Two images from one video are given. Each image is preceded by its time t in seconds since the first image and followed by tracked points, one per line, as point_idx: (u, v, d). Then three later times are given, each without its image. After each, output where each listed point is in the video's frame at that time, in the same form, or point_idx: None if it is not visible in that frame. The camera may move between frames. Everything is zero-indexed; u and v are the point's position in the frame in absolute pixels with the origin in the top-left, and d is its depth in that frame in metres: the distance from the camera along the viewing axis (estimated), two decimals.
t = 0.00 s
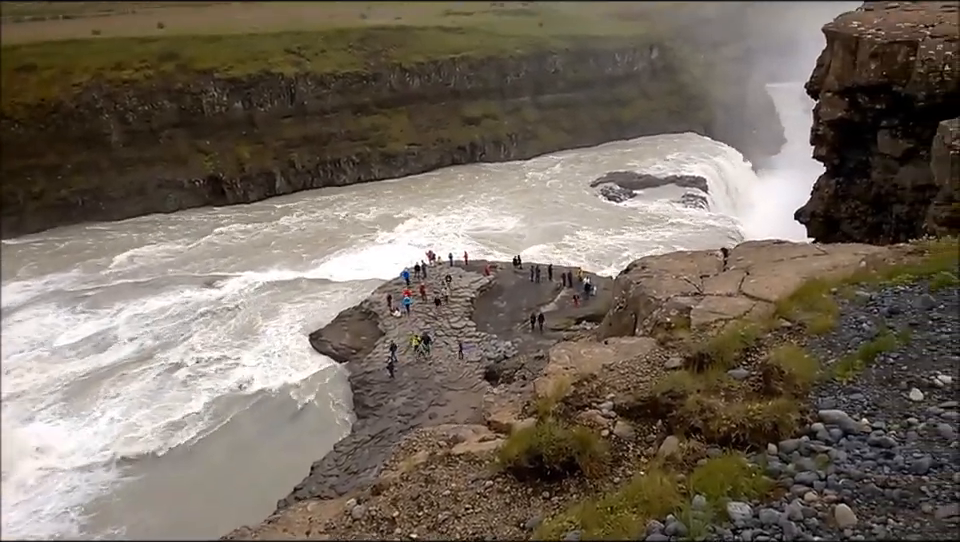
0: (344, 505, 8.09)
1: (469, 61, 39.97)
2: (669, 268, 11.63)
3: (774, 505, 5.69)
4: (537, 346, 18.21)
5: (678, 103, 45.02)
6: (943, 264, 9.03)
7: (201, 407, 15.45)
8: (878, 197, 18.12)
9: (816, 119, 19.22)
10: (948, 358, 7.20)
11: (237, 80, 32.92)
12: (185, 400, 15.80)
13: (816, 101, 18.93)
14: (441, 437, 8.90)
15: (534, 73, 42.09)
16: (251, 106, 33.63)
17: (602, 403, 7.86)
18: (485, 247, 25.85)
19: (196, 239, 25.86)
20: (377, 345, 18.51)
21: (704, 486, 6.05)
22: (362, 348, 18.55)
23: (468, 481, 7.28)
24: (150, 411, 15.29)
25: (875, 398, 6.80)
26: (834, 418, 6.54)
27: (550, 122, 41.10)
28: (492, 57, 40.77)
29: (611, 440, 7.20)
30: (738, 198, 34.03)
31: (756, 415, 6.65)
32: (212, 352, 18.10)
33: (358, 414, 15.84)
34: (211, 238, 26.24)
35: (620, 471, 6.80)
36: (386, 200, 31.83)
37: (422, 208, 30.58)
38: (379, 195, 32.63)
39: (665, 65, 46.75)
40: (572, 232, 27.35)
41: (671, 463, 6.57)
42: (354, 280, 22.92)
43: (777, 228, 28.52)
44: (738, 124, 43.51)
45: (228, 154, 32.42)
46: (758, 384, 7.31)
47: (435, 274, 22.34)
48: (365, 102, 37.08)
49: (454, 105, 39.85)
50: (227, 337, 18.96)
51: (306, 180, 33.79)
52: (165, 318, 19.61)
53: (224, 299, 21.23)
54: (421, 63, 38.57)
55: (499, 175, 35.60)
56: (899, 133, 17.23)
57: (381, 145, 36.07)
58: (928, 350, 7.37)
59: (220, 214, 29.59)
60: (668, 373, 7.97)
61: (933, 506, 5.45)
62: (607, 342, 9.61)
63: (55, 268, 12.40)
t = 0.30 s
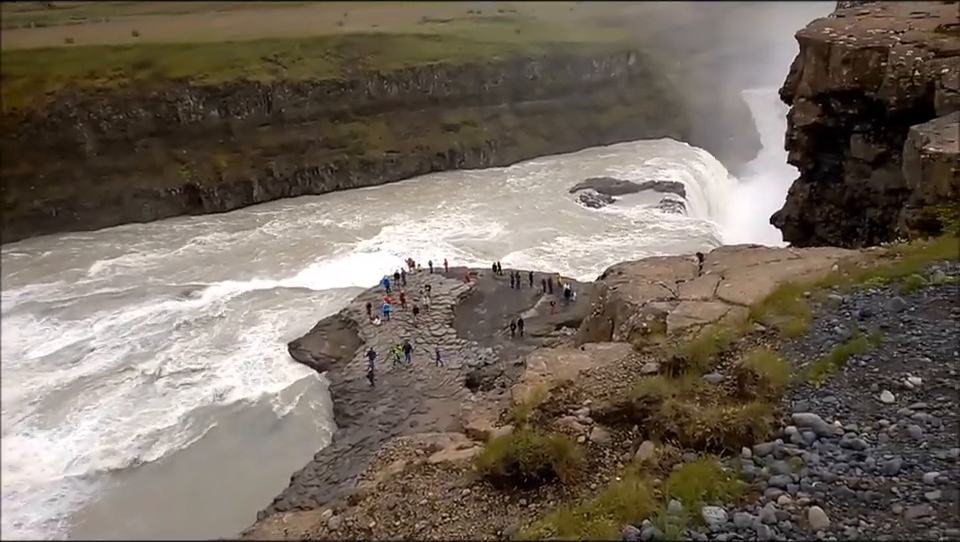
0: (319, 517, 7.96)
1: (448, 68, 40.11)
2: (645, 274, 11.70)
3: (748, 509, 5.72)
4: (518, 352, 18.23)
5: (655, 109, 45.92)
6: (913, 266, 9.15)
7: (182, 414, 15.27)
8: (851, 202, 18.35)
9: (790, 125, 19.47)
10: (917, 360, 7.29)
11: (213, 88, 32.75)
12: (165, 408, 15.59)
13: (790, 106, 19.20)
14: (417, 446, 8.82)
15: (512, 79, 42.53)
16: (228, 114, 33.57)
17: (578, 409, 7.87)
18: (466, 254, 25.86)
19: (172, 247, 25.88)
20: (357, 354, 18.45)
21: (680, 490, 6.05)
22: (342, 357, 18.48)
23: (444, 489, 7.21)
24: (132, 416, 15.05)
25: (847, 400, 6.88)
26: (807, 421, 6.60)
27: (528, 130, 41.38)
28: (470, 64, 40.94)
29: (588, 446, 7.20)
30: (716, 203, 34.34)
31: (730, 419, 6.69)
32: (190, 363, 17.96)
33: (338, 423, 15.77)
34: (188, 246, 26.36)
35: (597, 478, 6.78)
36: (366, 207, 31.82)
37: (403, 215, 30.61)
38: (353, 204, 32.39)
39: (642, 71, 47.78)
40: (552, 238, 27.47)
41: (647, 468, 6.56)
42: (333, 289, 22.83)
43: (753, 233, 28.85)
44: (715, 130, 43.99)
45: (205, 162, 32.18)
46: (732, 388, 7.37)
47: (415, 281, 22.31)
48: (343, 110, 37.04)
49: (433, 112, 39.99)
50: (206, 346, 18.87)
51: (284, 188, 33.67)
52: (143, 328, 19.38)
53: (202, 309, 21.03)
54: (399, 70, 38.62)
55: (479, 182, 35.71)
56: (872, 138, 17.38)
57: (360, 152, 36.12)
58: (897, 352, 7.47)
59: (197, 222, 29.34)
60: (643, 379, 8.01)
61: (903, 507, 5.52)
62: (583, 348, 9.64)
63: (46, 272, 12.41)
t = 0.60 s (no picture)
0: (292, 528, 7.90)
1: (424, 74, 40.16)
2: (619, 280, 11.79)
3: (717, 512, 5.81)
4: (496, 358, 18.26)
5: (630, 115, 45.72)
6: (879, 271, 9.34)
7: (152, 428, 15.12)
8: (819, 208, 18.65)
9: (761, 131, 19.79)
10: (882, 363, 7.45)
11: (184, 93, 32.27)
12: (133, 422, 15.40)
13: (760, 113, 19.51)
14: (391, 455, 8.79)
15: (488, 85, 42.61)
16: (199, 118, 32.83)
17: (552, 415, 7.92)
18: (443, 261, 25.87)
19: (144, 254, 25.60)
20: (333, 362, 18.35)
21: (651, 495, 6.10)
22: (317, 365, 18.39)
23: (418, 498, 7.19)
24: (99, 435, 14.85)
25: (814, 403, 7.01)
26: (774, 424, 6.72)
27: (505, 136, 41.61)
28: (447, 70, 41.04)
29: (561, 452, 7.25)
30: (691, 208, 34.68)
31: (700, 423, 6.77)
32: (162, 372, 17.72)
33: (314, 432, 15.69)
34: (161, 254, 26.08)
35: (570, 484, 6.83)
36: (342, 213, 31.77)
37: (379, 221, 30.61)
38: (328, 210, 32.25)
39: (617, 78, 47.37)
40: (528, 244, 27.59)
41: (619, 473, 6.60)
42: (309, 296, 22.73)
43: (727, 238, 29.24)
44: (688, 137, 44.49)
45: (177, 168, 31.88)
46: (703, 393, 7.47)
47: (392, 288, 22.27)
48: (318, 115, 36.90)
49: (409, 117, 40.12)
50: (181, 353, 18.73)
51: (258, 195, 33.61)
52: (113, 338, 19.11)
53: (175, 317, 20.78)
54: (375, 76, 38.59)
55: (457, 188, 35.77)
56: (840, 145, 17.74)
57: (335, 158, 36.14)
58: (863, 355, 7.63)
59: (170, 229, 29.03)
60: (616, 384, 8.08)
61: (866, 508, 5.64)
62: (557, 355, 9.66)
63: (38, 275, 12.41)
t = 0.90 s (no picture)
0: None
1: (395, 81, 40.23)
2: (591, 284, 11.85)
3: (690, 515, 5.83)
4: (472, 365, 18.20)
5: (600, 122, 46.38)
6: (844, 272, 9.49)
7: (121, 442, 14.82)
8: (787, 210, 18.91)
9: (729, 136, 20.08)
10: (849, 363, 7.55)
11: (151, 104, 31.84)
12: (102, 438, 15.07)
13: (728, 118, 19.77)
14: (364, 466, 8.65)
15: (459, 92, 42.70)
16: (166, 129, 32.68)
17: (525, 422, 7.90)
18: (416, 268, 25.79)
19: (112, 266, 25.16)
20: (306, 373, 18.16)
21: (624, 499, 6.07)
22: (290, 376, 18.24)
23: (392, 509, 7.08)
24: (66, 453, 14.46)
25: (783, 404, 7.09)
26: (744, 425, 6.77)
27: (477, 143, 41.81)
28: (417, 77, 41.09)
29: (534, 459, 7.22)
30: (662, 212, 34.95)
31: (672, 426, 6.79)
32: (130, 387, 17.36)
33: (288, 443, 15.54)
34: (131, 266, 25.60)
35: (545, 491, 6.79)
36: (314, 222, 31.66)
37: (352, 230, 30.58)
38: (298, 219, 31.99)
39: (588, 85, 47.83)
40: (502, 250, 27.64)
41: (593, 479, 6.55)
42: (281, 306, 22.54)
43: (697, 241, 29.61)
44: (658, 141, 44.98)
45: (144, 178, 31.38)
46: (674, 396, 7.51)
47: (365, 297, 22.18)
48: (287, 123, 36.87)
49: (380, 125, 40.30)
50: (152, 366, 18.48)
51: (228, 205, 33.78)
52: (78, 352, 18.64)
53: (144, 330, 20.41)
54: (345, 84, 38.58)
55: (430, 196, 35.83)
56: (806, 148, 18.00)
57: (305, 166, 36.25)
58: (830, 355, 7.74)
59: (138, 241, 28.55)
60: (588, 389, 8.08)
61: (835, 507, 5.71)
62: (530, 361, 9.63)
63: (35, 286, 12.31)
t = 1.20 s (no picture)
0: None
1: (362, 89, 40.15)
2: (561, 289, 11.90)
3: (664, 516, 5.86)
4: (446, 372, 18.16)
5: (569, 127, 46.64)
6: (809, 271, 9.64)
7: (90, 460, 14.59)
8: (753, 211, 19.17)
9: (695, 139, 20.38)
10: (815, 360, 7.67)
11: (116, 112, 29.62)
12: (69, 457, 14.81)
13: (694, 121, 20.06)
14: (339, 478, 8.58)
15: (428, 98, 42.57)
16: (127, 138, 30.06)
17: (499, 428, 7.90)
18: (387, 277, 25.70)
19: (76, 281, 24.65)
20: (277, 385, 18.09)
21: (598, 503, 6.08)
22: (261, 389, 18.16)
23: (366, 521, 7.01)
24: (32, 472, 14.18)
25: (752, 403, 7.18)
26: (715, 425, 6.84)
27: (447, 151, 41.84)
28: (384, 85, 40.97)
29: (508, 466, 7.21)
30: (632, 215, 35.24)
31: (644, 428, 6.82)
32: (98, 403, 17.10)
33: (261, 457, 15.37)
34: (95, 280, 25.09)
35: (520, 496, 6.77)
36: (283, 232, 31.41)
37: (322, 239, 30.40)
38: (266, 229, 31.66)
39: (556, 90, 48.15)
40: (474, 256, 27.66)
41: (567, 483, 6.54)
42: (251, 318, 22.35)
43: (666, 244, 29.93)
44: (626, 145, 45.40)
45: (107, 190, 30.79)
46: (646, 397, 7.56)
47: (336, 306, 22.09)
48: (254, 133, 36.73)
49: (350, 132, 40.26)
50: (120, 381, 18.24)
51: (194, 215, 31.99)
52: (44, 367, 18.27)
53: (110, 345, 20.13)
54: (312, 92, 38.43)
55: (399, 204, 35.77)
56: (770, 150, 18.32)
57: (273, 176, 36.08)
58: (797, 353, 7.86)
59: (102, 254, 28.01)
60: (562, 394, 8.10)
61: (805, 503, 5.78)
62: (503, 367, 9.62)
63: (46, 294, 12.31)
